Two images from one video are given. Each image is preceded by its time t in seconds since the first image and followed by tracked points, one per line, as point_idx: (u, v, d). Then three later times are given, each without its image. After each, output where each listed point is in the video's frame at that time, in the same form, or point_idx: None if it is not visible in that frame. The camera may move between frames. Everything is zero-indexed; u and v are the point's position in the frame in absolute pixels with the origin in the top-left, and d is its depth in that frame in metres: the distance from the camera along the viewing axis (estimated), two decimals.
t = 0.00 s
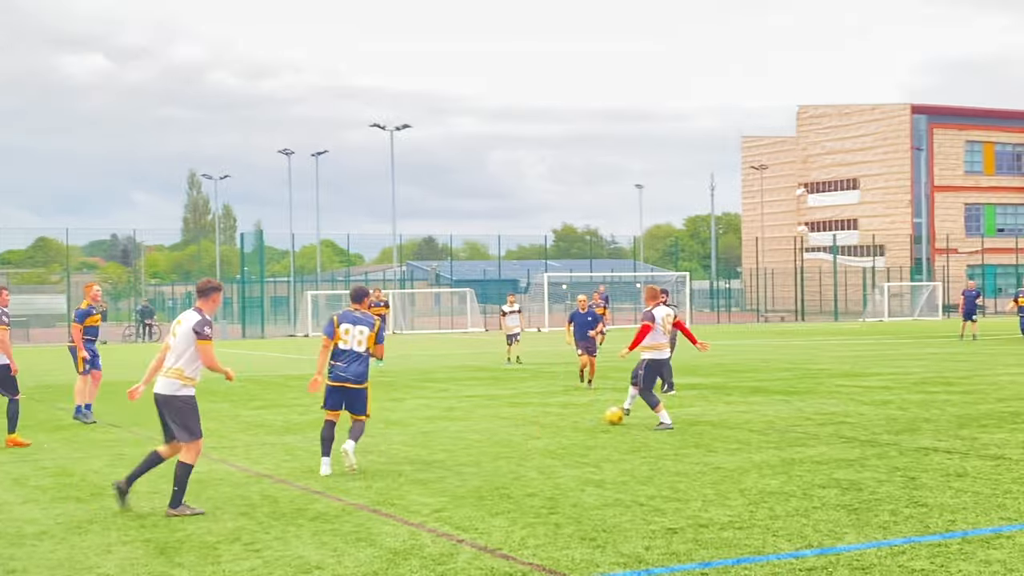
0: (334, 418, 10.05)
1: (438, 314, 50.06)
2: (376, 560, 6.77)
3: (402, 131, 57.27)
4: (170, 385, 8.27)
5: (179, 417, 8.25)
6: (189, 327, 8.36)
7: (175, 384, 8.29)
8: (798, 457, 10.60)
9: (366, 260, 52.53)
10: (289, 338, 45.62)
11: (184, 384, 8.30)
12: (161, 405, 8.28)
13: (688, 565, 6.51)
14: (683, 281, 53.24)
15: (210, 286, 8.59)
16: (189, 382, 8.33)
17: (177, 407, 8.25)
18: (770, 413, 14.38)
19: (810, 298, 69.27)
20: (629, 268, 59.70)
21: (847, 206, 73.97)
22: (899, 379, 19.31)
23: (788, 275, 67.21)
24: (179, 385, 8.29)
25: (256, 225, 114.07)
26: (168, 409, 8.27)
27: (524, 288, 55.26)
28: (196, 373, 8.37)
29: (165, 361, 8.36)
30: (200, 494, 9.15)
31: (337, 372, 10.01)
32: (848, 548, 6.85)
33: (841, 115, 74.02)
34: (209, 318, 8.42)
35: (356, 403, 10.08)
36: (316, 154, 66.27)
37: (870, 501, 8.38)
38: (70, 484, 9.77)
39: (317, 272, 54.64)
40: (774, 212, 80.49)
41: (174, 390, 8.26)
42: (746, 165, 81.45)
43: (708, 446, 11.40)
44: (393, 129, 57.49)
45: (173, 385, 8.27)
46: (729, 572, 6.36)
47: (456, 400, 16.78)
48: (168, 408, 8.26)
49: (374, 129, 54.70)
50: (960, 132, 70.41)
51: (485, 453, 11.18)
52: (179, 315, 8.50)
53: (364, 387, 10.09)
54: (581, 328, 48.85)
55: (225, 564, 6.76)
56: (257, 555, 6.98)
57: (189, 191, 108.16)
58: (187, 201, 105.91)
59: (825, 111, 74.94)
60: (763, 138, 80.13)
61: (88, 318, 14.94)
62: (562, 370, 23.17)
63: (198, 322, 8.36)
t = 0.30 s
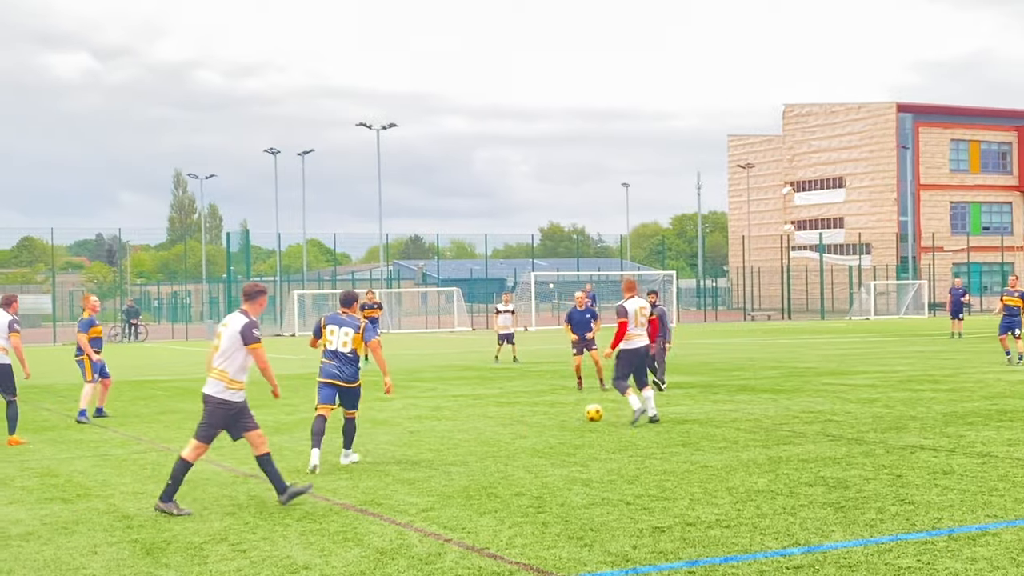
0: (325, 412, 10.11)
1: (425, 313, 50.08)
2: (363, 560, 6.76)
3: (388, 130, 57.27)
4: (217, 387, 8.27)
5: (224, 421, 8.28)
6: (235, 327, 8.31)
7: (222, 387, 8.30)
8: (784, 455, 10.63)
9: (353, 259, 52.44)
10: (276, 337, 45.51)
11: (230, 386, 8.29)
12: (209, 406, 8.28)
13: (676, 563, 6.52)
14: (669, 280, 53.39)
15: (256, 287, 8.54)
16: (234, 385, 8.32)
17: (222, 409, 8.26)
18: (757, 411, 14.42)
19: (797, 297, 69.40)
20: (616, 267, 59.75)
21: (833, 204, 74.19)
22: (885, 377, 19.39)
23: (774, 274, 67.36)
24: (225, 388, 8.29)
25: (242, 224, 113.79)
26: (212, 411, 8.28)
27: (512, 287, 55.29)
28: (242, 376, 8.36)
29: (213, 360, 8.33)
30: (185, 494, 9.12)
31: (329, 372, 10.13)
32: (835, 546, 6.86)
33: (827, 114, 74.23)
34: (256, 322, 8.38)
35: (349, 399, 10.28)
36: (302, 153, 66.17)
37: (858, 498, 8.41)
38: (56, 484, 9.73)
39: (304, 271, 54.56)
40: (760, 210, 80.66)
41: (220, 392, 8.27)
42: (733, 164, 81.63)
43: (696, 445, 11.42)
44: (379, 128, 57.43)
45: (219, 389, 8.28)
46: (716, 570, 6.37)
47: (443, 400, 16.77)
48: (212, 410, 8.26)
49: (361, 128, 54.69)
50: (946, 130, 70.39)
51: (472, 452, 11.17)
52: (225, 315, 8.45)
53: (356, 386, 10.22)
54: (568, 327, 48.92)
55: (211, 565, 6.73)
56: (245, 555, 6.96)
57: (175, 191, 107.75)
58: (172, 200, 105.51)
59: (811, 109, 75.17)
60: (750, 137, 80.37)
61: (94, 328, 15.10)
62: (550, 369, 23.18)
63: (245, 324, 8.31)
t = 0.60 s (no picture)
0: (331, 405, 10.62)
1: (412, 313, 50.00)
2: (350, 559, 6.75)
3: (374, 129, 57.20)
4: (275, 375, 8.48)
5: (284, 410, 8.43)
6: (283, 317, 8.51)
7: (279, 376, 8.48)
8: (771, 453, 10.65)
9: (339, 258, 52.27)
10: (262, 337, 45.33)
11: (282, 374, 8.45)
12: (270, 396, 8.48)
13: (663, 562, 6.52)
14: (657, 279, 53.41)
15: (307, 275, 8.62)
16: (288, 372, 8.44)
17: (276, 397, 8.44)
18: (744, 410, 14.44)
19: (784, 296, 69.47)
20: (603, 266, 59.82)
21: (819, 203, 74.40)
22: (872, 375, 19.42)
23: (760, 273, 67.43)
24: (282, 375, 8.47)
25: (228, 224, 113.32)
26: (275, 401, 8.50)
27: (499, 287, 55.25)
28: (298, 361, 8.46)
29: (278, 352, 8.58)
30: (171, 495, 9.07)
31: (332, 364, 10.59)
32: (821, 545, 6.88)
33: (814, 113, 74.42)
34: (299, 307, 8.45)
35: (343, 388, 10.63)
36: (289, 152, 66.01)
37: (844, 496, 8.44)
38: (41, 485, 9.68)
39: (291, 271, 54.42)
40: (747, 209, 80.79)
41: (273, 379, 8.48)
42: (719, 163, 81.78)
43: (683, 444, 11.43)
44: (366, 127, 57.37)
45: (274, 376, 8.48)
46: (702, 569, 6.38)
47: (430, 399, 16.75)
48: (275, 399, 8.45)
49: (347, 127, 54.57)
50: (931, 130, 70.63)
51: (460, 452, 11.15)
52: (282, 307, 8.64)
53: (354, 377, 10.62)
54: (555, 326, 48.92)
55: (198, 565, 6.71)
56: (231, 555, 6.93)
57: (161, 190, 107.31)
58: (158, 200, 105.05)
59: (797, 109, 75.37)
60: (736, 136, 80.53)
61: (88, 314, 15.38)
62: (537, 368, 23.17)
63: (287, 311, 8.43)
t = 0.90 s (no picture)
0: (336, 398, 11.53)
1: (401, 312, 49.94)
2: (338, 560, 6.74)
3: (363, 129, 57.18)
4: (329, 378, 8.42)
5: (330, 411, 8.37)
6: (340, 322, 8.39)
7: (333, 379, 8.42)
8: (760, 453, 10.67)
9: (328, 258, 52.13)
10: (251, 336, 45.16)
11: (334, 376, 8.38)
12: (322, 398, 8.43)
13: (651, 562, 6.53)
14: (645, 278, 53.43)
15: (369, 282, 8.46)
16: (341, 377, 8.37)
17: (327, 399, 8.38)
18: (732, 410, 14.46)
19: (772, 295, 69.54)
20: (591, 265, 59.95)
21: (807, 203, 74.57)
22: (859, 375, 19.49)
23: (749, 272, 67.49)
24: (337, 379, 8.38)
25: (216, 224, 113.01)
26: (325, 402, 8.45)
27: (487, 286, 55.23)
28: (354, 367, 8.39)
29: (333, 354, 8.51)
30: (159, 495, 9.03)
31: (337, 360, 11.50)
32: (809, 544, 6.90)
33: (802, 113, 74.63)
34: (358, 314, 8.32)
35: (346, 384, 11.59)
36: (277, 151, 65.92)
37: (832, 496, 8.46)
38: (28, 485, 9.63)
39: (279, 270, 54.33)
40: (735, 209, 80.91)
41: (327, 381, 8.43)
42: (708, 163, 81.93)
43: (671, 443, 11.43)
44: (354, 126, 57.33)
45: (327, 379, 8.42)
46: (691, 568, 6.39)
47: (419, 399, 16.72)
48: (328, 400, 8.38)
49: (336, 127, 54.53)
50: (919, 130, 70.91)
51: (449, 452, 11.14)
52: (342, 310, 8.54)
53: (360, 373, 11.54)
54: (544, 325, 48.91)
55: (186, 565, 6.69)
56: (219, 556, 6.91)
57: (149, 189, 106.90)
58: (146, 199, 104.74)
59: (785, 109, 75.59)
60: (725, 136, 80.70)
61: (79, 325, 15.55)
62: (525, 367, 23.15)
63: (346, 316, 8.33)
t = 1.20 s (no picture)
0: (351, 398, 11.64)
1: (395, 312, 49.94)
2: (332, 559, 6.73)
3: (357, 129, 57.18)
4: (403, 375, 8.54)
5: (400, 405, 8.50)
6: (405, 317, 8.51)
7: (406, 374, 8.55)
8: (753, 453, 10.68)
9: (322, 258, 52.08)
10: (245, 336, 45.09)
11: (411, 371, 8.54)
12: (399, 397, 8.52)
13: (646, 562, 6.53)
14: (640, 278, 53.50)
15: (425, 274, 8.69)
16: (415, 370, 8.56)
17: (410, 396, 8.52)
18: (727, 410, 14.47)
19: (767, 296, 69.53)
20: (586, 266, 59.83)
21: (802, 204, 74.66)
22: (853, 376, 19.54)
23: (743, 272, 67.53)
24: (407, 374, 8.53)
25: (211, 224, 112.87)
26: (399, 401, 8.53)
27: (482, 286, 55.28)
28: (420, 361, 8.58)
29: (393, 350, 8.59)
30: (153, 495, 9.02)
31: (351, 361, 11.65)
32: (802, 544, 6.91)
33: (796, 114, 74.72)
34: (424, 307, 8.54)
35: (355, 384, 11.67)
36: (273, 151, 65.85)
37: (825, 496, 8.47)
38: (22, 485, 9.60)
39: (274, 269, 54.27)
40: (729, 210, 80.95)
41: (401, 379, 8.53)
42: (703, 163, 82.01)
43: (665, 444, 11.45)
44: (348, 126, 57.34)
45: (404, 376, 8.53)
46: (685, 569, 6.39)
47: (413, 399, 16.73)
48: (398, 396, 8.52)
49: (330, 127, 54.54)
50: (913, 131, 71.03)
51: (443, 451, 11.15)
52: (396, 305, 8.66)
53: (377, 371, 11.71)
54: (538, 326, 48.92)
55: (180, 565, 6.68)
56: (212, 556, 6.89)
57: (142, 189, 106.71)
58: (140, 198, 104.55)
59: (779, 109, 75.71)
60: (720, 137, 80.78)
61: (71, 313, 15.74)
62: (520, 368, 23.14)
63: (415, 312, 8.49)
